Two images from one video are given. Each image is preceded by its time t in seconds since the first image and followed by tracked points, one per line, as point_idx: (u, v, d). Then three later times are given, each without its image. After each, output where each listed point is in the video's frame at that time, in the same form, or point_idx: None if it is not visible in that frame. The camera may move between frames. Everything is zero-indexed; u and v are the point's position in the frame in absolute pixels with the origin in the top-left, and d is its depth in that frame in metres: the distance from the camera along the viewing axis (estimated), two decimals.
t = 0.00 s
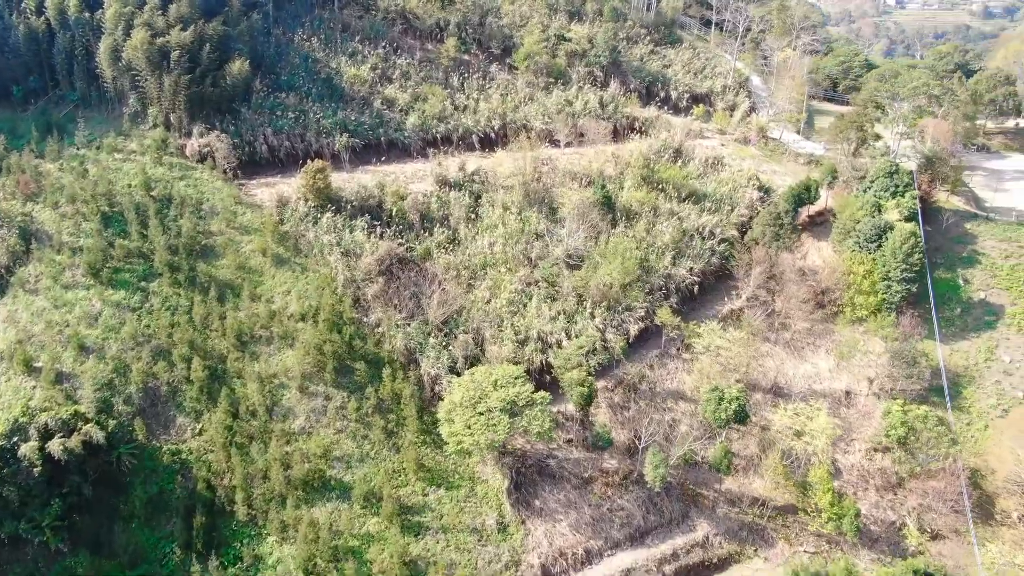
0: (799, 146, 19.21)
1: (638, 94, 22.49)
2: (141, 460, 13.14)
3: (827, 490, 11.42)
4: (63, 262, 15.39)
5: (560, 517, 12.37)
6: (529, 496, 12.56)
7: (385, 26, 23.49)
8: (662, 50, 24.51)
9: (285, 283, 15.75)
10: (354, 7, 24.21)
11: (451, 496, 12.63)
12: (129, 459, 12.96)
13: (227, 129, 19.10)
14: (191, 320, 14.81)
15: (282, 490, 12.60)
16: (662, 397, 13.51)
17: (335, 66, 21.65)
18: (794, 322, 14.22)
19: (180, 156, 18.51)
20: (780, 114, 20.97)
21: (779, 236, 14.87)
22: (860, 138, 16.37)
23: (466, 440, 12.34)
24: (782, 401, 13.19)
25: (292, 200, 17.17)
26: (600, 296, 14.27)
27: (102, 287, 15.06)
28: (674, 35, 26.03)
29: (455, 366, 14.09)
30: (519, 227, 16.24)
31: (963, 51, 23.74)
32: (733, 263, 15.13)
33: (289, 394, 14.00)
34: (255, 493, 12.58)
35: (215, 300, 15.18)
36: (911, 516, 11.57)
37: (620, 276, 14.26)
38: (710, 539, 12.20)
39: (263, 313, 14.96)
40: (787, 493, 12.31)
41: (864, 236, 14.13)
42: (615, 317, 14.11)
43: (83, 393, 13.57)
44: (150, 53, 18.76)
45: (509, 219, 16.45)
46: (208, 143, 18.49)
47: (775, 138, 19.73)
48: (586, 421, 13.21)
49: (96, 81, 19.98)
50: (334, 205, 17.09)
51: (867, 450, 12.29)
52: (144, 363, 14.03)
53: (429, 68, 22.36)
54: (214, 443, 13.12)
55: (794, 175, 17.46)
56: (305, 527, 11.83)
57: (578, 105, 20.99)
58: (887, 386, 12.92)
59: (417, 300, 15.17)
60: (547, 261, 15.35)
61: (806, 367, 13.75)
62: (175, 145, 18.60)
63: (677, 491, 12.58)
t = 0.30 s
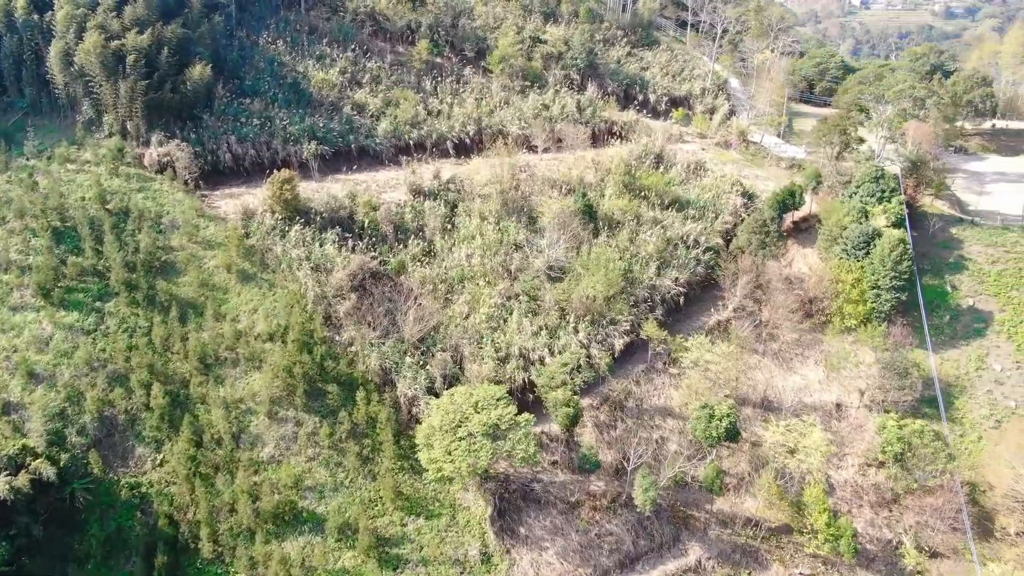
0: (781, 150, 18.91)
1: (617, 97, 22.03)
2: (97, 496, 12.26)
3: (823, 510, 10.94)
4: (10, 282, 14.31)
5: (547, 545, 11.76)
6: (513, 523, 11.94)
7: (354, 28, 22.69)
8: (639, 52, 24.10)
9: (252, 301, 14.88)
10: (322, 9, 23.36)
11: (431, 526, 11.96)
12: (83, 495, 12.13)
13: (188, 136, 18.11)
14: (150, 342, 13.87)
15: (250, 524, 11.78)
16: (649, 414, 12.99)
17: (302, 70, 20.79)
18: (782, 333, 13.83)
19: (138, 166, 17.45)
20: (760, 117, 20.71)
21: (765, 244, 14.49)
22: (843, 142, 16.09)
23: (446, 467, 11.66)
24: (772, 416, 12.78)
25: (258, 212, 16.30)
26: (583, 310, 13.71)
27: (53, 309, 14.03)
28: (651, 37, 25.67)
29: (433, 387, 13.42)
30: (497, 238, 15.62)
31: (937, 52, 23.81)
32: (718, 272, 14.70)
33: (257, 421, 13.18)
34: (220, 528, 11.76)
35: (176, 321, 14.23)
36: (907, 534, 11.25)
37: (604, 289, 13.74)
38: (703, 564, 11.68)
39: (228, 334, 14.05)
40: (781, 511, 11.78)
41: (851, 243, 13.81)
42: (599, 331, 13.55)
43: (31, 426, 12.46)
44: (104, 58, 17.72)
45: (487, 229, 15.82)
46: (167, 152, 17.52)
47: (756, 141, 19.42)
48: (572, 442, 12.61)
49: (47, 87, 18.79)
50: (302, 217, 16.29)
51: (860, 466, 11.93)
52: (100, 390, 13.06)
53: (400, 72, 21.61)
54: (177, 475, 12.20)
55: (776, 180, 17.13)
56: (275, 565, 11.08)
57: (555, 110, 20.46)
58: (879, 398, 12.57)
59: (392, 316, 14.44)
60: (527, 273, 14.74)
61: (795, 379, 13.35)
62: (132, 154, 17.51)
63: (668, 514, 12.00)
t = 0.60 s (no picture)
0: (761, 154, 18.60)
1: (593, 100, 21.57)
2: (46, 538, 11.24)
3: (819, 532, 10.48)
4: None
5: None
6: (497, 554, 11.33)
7: (320, 31, 21.85)
8: (615, 54, 23.67)
9: (215, 322, 13.98)
10: (287, 10, 22.46)
11: (410, 560, 11.27)
12: (31, 538, 11.10)
13: (144, 146, 17.10)
14: (105, 368, 12.91)
15: (216, 563, 10.81)
16: (636, 433, 12.47)
17: (266, 74, 19.88)
18: (770, 344, 13.41)
19: (90, 179, 16.49)
20: (738, 120, 20.47)
21: (750, 253, 14.09)
22: (825, 146, 15.81)
23: (425, 498, 10.97)
24: (762, 431, 12.35)
25: (220, 226, 15.38)
26: (566, 325, 13.13)
27: None
28: (626, 38, 25.25)
29: (410, 410, 12.74)
30: (474, 249, 14.97)
31: (910, 53, 23.86)
32: (703, 283, 14.26)
33: (222, 451, 12.33)
34: (183, 569, 10.88)
35: (133, 344, 13.27)
36: (904, 553, 10.70)
37: (586, 302, 13.21)
38: None
39: (189, 358, 13.15)
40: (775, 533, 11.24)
41: (839, 250, 13.47)
42: (582, 347, 12.98)
43: None
44: (52, 63, 16.65)
45: (463, 240, 15.18)
46: (122, 162, 16.50)
47: (736, 146, 19.09)
48: (556, 465, 12.02)
49: None
50: (268, 230, 15.43)
51: (853, 481, 11.53)
52: (49, 422, 12.09)
53: (370, 76, 20.83)
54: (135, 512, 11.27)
55: (758, 185, 16.79)
56: None
57: (531, 114, 19.93)
58: (870, 411, 12.22)
59: (365, 335, 13.67)
60: (507, 287, 14.12)
61: (784, 393, 12.96)
62: (84, 166, 16.53)
63: (658, 538, 11.43)
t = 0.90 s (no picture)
0: (741, 158, 18.27)
1: (569, 104, 21.08)
2: None
3: (818, 556, 10.08)
4: None
5: None
6: None
7: (283, 33, 20.93)
8: (590, 56, 23.21)
9: (174, 346, 12.92)
10: (248, 12, 21.48)
11: None
12: None
13: (96, 157, 16.03)
14: (53, 400, 11.90)
15: None
16: (623, 454, 11.93)
17: (227, 79, 18.92)
18: (758, 356, 13.00)
19: (37, 193, 15.14)
20: (715, 125, 20.25)
21: (735, 262, 13.68)
22: (806, 150, 15.55)
23: (404, 533, 10.30)
24: (752, 448, 11.93)
25: (178, 243, 14.32)
26: (548, 342, 12.57)
27: None
28: (601, 40, 24.81)
29: (385, 437, 12.03)
30: (450, 263, 14.31)
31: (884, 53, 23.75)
32: (688, 294, 13.79)
33: (183, 487, 11.45)
34: None
35: (84, 373, 12.26)
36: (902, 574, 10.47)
37: (569, 317, 12.64)
38: None
39: (146, 386, 12.16)
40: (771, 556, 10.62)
41: (826, 258, 13.11)
42: (566, 365, 12.41)
43: None
44: None
45: (438, 253, 14.51)
46: (73, 175, 15.28)
47: (715, 150, 18.75)
48: (541, 491, 11.42)
49: None
50: (230, 246, 14.53)
51: (847, 499, 11.14)
52: None
53: (336, 80, 20.01)
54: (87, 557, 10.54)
55: (739, 191, 16.45)
56: None
57: (505, 119, 19.35)
58: (861, 424, 11.88)
59: (336, 356, 12.89)
60: (485, 302, 13.49)
61: (773, 407, 12.57)
62: (29, 180, 15.19)
63: (648, 565, 10.83)
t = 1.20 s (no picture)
0: (721, 163, 17.93)
1: (544, 108, 20.54)
2: None
3: None
4: None
5: None
6: None
7: (244, 36, 19.96)
8: (564, 58, 22.71)
9: (129, 374, 11.94)
10: (206, 14, 20.45)
11: None
12: None
13: (42, 170, 14.93)
14: None
15: None
16: (610, 477, 11.39)
17: (184, 85, 17.91)
18: (746, 369, 12.60)
19: None
20: (693, 128, 19.96)
21: (720, 272, 13.24)
22: (788, 154, 15.30)
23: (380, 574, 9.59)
24: (743, 467, 11.48)
25: (133, 262, 13.28)
26: (530, 361, 11.98)
27: None
28: (574, 41, 24.32)
29: (358, 467, 11.32)
30: (424, 278, 13.63)
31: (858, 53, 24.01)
32: (672, 306, 13.31)
33: (140, 530, 10.57)
34: None
35: (29, 408, 11.23)
36: None
37: (551, 334, 12.05)
38: None
39: (98, 420, 11.21)
40: None
41: (813, 266, 12.76)
42: (548, 385, 11.84)
43: None
44: None
45: (412, 268, 13.82)
46: (16, 190, 14.19)
47: (694, 154, 18.41)
48: (525, 521, 10.80)
49: None
50: (189, 264, 13.61)
51: (841, 517, 10.77)
52: None
53: (301, 85, 19.14)
54: None
55: (720, 197, 16.10)
56: None
57: (479, 125, 18.73)
58: (853, 438, 11.53)
59: (305, 382, 12.12)
60: (462, 320, 12.82)
61: (763, 422, 12.16)
62: None
63: None
